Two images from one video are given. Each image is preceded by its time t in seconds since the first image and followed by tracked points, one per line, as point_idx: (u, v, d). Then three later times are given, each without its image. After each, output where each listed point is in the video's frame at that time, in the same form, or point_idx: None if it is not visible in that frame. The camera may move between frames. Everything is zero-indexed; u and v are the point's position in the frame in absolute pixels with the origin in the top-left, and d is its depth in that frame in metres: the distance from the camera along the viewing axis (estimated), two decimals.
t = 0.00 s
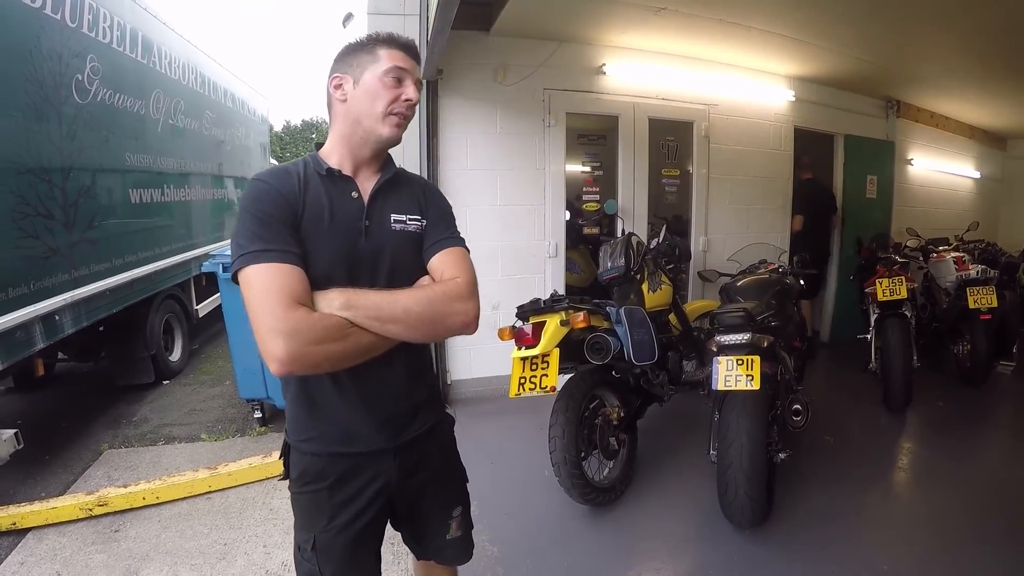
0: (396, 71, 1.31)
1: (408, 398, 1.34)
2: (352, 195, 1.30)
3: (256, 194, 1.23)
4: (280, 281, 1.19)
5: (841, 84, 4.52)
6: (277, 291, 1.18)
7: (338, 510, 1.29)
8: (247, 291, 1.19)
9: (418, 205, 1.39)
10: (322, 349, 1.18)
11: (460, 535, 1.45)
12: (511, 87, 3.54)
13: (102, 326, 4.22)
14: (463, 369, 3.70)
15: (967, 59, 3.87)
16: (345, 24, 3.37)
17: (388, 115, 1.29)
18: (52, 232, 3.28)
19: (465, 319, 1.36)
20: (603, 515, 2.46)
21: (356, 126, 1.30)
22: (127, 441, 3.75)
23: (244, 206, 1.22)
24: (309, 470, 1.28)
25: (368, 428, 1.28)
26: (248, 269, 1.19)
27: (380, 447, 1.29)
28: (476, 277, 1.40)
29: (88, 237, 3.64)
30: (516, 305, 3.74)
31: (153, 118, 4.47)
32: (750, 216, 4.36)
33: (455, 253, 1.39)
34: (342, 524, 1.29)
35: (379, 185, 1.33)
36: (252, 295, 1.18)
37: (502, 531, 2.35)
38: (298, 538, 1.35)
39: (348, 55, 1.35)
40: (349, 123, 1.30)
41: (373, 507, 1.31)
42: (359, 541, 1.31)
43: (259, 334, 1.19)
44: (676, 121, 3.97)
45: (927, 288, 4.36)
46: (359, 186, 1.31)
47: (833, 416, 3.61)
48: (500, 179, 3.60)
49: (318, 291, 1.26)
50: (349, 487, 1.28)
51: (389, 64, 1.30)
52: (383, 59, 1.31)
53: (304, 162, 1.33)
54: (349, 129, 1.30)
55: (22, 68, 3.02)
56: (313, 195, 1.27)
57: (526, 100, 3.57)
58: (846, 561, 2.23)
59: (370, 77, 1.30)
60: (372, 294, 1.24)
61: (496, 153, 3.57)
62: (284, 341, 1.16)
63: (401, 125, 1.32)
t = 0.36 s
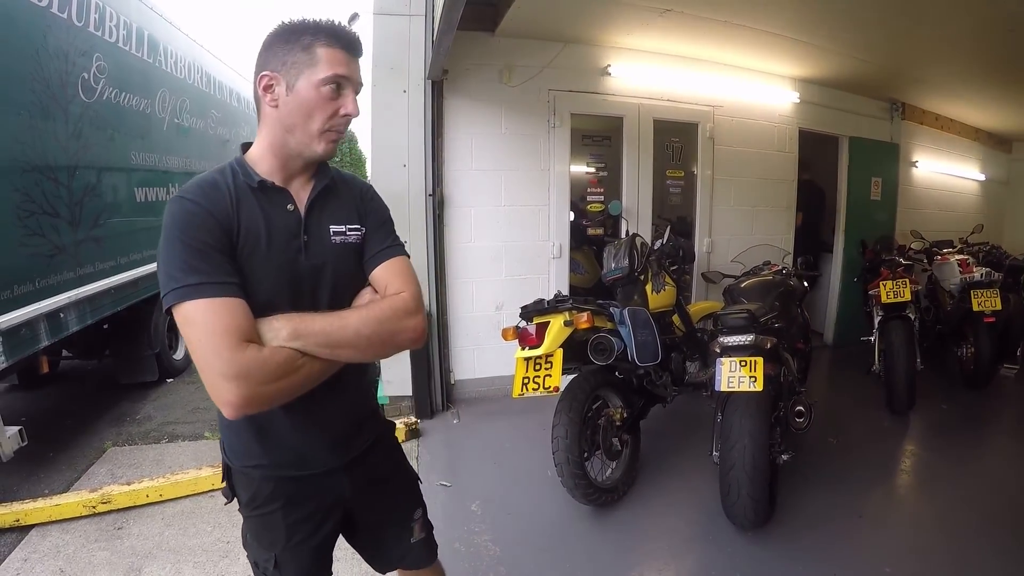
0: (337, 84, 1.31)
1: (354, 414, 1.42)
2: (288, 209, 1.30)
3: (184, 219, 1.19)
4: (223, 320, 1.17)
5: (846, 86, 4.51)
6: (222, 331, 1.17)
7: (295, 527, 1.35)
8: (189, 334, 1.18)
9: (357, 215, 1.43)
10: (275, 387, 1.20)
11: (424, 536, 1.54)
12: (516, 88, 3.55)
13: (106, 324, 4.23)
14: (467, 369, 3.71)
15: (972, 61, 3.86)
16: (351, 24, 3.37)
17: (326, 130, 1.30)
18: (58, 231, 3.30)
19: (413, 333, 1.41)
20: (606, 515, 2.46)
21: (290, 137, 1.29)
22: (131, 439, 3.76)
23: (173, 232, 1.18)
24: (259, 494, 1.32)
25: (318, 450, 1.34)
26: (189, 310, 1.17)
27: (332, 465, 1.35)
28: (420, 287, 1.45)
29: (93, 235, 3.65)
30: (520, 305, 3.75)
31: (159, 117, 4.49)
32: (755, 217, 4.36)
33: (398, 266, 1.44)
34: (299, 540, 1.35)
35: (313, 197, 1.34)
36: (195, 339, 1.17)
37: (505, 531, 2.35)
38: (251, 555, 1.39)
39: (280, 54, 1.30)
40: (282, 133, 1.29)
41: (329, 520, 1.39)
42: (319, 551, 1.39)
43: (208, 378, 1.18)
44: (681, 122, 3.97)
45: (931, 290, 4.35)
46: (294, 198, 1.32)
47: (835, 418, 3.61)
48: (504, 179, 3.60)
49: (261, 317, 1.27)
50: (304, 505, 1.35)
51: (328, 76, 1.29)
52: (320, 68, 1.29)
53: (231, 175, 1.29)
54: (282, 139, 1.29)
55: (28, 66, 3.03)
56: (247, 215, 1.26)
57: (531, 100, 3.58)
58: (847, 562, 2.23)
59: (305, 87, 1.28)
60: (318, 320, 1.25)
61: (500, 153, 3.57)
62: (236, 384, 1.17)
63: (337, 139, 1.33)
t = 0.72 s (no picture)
0: (294, 87, 1.33)
1: (340, 423, 1.45)
2: (256, 221, 1.33)
3: (151, 243, 1.22)
4: (198, 343, 1.20)
5: (851, 90, 4.50)
6: (199, 355, 1.20)
7: (285, 536, 1.36)
8: (165, 360, 1.21)
9: (329, 221, 1.47)
10: (254, 406, 1.23)
11: (412, 540, 1.57)
12: (522, 93, 3.56)
13: (113, 327, 4.25)
14: (473, 374, 3.71)
15: (978, 65, 3.85)
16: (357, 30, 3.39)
17: (289, 135, 1.33)
18: (65, 234, 3.32)
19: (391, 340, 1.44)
20: (611, 520, 2.46)
21: (253, 146, 1.31)
22: (136, 442, 3.77)
23: (141, 257, 1.21)
24: (246, 504, 1.32)
25: (307, 460, 1.36)
26: (165, 336, 1.20)
27: (319, 474, 1.37)
28: (396, 292, 1.49)
29: (100, 239, 3.68)
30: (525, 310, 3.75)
31: (165, 121, 4.52)
32: (760, 222, 4.35)
33: (373, 272, 1.48)
34: (287, 549, 1.36)
35: (281, 206, 1.37)
36: (172, 364, 1.20)
37: (510, 537, 2.35)
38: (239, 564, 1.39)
39: (234, 60, 1.31)
40: (245, 142, 1.31)
41: (318, 528, 1.40)
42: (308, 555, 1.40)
43: (187, 402, 1.21)
44: (685, 127, 3.97)
45: (937, 295, 4.34)
46: (261, 209, 1.35)
47: (840, 423, 3.60)
48: (510, 184, 3.61)
49: (235, 335, 1.30)
50: (294, 513, 1.36)
51: (285, 79, 1.30)
52: (276, 72, 1.30)
53: (197, 191, 1.32)
54: (246, 149, 1.31)
55: (36, 71, 3.06)
56: (214, 233, 1.28)
57: (537, 105, 3.59)
58: (852, 568, 2.22)
59: (263, 93, 1.29)
60: (293, 336, 1.28)
61: (506, 158, 3.58)
62: (215, 407, 1.20)
63: (301, 143, 1.36)
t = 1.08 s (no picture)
0: (260, 91, 1.33)
1: (343, 429, 1.44)
2: (252, 227, 1.34)
3: (148, 243, 1.26)
4: (179, 340, 1.23)
5: (859, 96, 4.49)
6: (175, 350, 1.22)
7: (280, 539, 1.37)
8: (150, 352, 1.25)
9: (329, 228, 1.44)
10: (225, 405, 1.24)
11: (425, 551, 1.53)
12: (530, 100, 3.57)
13: (121, 331, 4.28)
14: (480, 380, 3.71)
15: (987, 70, 3.83)
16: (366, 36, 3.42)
17: (263, 138, 1.33)
18: (75, 237, 3.35)
19: (380, 354, 1.38)
20: (617, 528, 2.44)
21: (237, 157, 1.34)
22: (144, 445, 3.79)
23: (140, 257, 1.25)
24: (239, 504, 1.35)
25: (300, 468, 1.36)
26: (150, 329, 1.24)
27: (311, 483, 1.37)
28: (392, 304, 1.43)
29: (110, 242, 3.70)
30: (533, 316, 3.75)
31: (175, 126, 4.55)
32: (768, 229, 4.34)
33: (370, 280, 1.42)
34: (280, 553, 1.37)
35: (280, 213, 1.37)
36: (154, 357, 1.24)
37: (516, 543, 2.34)
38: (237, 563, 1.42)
39: (211, 79, 1.37)
40: (229, 155, 1.35)
41: (316, 534, 1.40)
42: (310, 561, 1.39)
43: (167, 395, 1.25)
44: (693, 133, 3.97)
45: (945, 302, 4.30)
46: (260, 217, 1.36)
47: (849, 431, 3.57)
48: (518, 191, 3.61)
49: (223, 336, 1.31)
50: (291, 517, 1.37)
51: (247, 84, 1.32)
52: (242, 78, 1.33)
53: (199, 198, 1.36)
54: (232, 161, 1.35)
55: (47, 76, 3.09)
56: (210, 237, 1.31)
57: (546, 112, 3.60)
58: None
59: (232, 103, 1.33)
60: (274, 339, 1.28)
61: (514, 165, 3.59)
62: (188, 403, 1.22)
63: (279, 144, 1.34)
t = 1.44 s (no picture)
0: (271, 102, 1.40)
1: (373, 434, 1.43)
2: (284, 231, 1.36)
3: (187, 245, 1.31)
4: (209, 334, 1.27)
5: (878, 98, 4.44)
6: (205, 343, 1.26)
7: (302, 539, 1.38)
8: (183, 345, 1.30)
9: (359, 234, 1.43)
10: (249, 398, 1.26)
11: (450, 561, 1.53)
12: (548, 106, 3.57)
13: (144, 336, 4.35)
14: (499, 387, 3.71)
15: (1009, 70, 3.77)
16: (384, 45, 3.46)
17: (277, 144, 1.37)
18: (97, 244, 3.41)
19: (404, 356, 1.36)
20: (636, 535, 2.43)
21: (261, 167, 1.41)
22: (165, 448, 3.83)
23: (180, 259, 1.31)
24: (264, 501, 1.37)
25: (324, 471, 1.36)
26: (183, 324, 1.29)
27: (333, 487, 1.36)
28: (420, 307, 1.40)
29: (132, 248, 3.77)
30: (552, 322, 3.75)
31: (196, 134, 4.62)
32: (788, 233, 4.29)
33: (398, 282, 1.40)
34: (301, 552, 1.38)
35: (312, 218, 1.39)
36: (186, 349, 1.28)
37: (534, 549, 2.34)
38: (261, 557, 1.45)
39: (237, 105, 1.48)
40: (257, 167, 1.42)
41: (338, 537, 1.41)
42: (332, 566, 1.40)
43: (196, 387, 1.28)
44: (711, 138, 3.95)
45: (967, 306, 4.25)
46: (292, 222, 1.38)
47: (871, 438, 3.51)
48: (537, 198, 3.62)
49: (253, 335, 1.34)
50: (313, 519, 1.37)
51: (256, 97, 1.39)
52: (255, 94, 1.41)
53: (239, 205, 1.41)
54: (259, 172, 1.41)
55: (71, 85, 3.16)
56: (245, 240, 1.34)
57: (564, 119, 3.61)
58: None
59: (250, 119, 1.41)
60: (300, 337, 1.30)
61: (533, 171, 3.60)
62: (214, 394, 1.25)
63: (292, 146, 1.37)
